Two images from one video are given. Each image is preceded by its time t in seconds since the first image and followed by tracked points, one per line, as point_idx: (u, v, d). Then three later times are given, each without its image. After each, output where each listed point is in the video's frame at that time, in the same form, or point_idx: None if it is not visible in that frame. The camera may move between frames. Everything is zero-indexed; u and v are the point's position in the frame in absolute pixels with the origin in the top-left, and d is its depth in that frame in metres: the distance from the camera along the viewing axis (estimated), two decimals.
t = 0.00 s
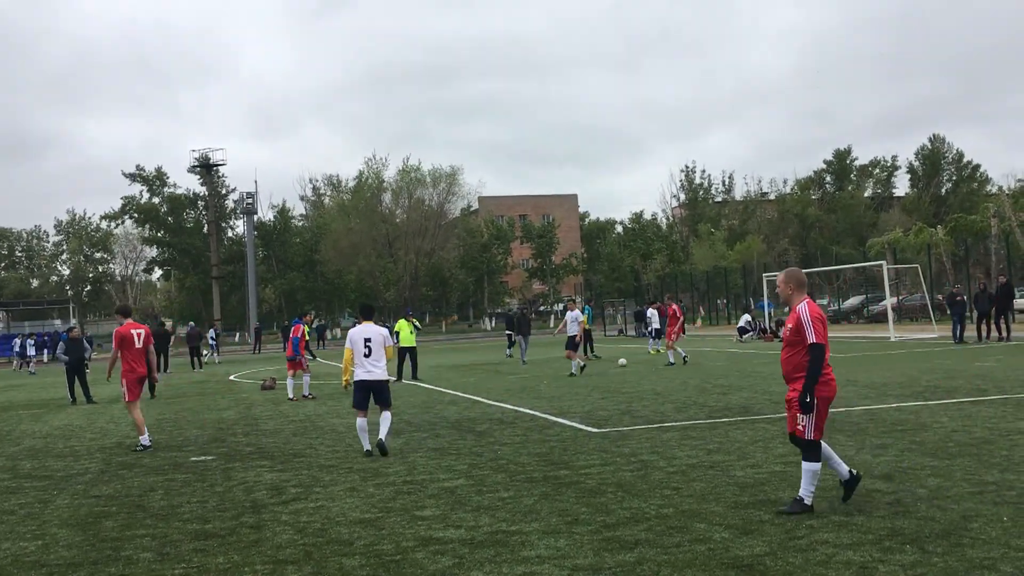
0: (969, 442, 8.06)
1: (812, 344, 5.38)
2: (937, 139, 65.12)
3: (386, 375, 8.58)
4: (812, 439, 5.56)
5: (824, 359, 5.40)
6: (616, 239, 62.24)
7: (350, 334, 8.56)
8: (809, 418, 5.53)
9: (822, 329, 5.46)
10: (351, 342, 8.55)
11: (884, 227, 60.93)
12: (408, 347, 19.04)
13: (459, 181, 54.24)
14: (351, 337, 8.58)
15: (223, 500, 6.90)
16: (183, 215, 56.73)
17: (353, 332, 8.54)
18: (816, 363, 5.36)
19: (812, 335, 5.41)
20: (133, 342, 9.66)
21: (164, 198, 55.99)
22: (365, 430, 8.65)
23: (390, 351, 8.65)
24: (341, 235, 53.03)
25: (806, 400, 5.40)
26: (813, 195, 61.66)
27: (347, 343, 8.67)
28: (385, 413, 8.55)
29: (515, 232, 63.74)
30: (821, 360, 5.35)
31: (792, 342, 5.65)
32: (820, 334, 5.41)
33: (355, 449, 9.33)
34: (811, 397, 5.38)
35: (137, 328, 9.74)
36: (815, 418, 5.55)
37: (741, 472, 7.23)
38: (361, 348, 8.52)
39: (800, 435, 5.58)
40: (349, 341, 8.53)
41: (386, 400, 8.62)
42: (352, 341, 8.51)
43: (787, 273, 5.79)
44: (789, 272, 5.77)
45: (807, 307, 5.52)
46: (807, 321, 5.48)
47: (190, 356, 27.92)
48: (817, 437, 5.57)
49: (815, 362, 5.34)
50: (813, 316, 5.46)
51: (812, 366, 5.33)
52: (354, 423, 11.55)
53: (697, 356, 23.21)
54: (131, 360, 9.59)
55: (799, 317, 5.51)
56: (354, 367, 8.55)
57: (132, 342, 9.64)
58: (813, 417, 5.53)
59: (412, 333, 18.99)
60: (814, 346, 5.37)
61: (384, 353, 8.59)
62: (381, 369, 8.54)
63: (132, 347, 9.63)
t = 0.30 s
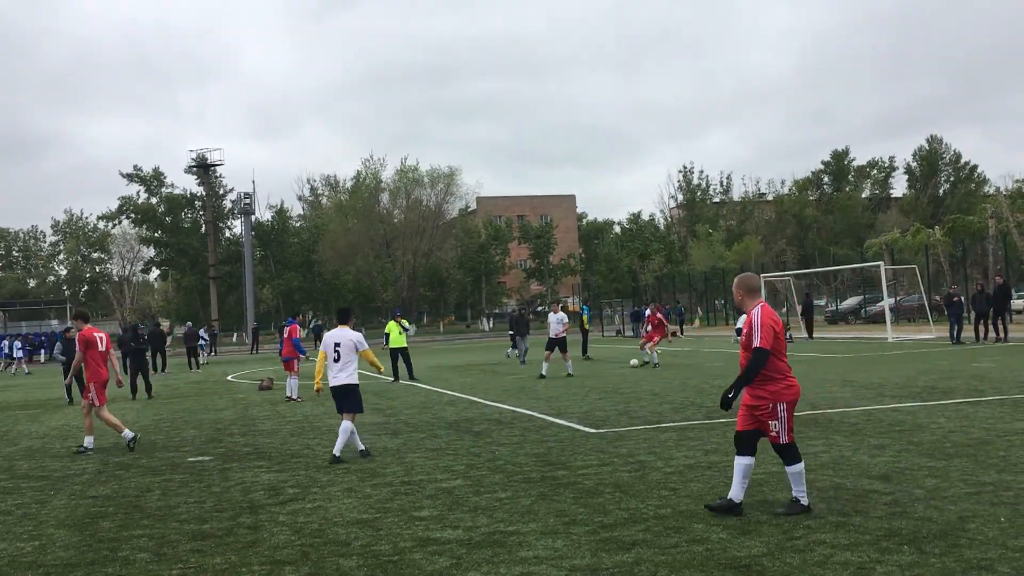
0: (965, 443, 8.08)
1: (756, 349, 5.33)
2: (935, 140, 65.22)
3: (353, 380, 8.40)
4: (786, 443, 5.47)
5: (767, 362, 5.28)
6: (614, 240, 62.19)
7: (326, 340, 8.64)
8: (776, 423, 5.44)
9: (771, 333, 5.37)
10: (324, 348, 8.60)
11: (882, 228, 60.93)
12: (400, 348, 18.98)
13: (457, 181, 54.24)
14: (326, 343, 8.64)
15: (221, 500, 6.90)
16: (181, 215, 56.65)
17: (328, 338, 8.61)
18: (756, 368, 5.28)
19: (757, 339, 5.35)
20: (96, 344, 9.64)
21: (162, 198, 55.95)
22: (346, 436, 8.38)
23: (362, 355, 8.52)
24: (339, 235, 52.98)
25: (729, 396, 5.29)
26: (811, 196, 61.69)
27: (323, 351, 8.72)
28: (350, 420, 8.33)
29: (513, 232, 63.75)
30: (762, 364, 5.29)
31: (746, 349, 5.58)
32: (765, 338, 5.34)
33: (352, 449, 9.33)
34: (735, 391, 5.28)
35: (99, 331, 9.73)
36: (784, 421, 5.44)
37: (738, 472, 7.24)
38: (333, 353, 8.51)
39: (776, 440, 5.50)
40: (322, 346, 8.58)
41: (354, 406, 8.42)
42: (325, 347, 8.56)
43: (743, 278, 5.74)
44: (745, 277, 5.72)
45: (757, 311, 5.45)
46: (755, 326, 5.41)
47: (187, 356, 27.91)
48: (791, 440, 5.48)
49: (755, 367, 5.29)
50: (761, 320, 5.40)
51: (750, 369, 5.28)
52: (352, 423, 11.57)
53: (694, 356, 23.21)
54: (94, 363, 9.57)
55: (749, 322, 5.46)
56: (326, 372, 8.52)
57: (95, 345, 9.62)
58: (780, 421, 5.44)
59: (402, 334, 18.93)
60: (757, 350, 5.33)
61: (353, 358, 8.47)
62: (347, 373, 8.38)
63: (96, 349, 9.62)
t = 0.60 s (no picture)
0: (963, 444, 8.09)
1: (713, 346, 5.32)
2: (932, 139, 65.29)
3: (326, 383, 8.34)
4: (721, 446, 5.45)
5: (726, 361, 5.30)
6: (612, 240, 62.16)
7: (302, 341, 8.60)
8: (717, 423, 5.42)
9: (725, 330, 5.38)
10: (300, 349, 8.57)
11: (879, 228, 60.96)
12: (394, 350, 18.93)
13: (455, 181, 54.22)
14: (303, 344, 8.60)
15: (219, 500, 6.89)
16: (179, 215, 56.63)
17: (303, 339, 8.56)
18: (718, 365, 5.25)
19: (713, 336, 5.34)
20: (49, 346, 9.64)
21: (160, 198, 55.93)
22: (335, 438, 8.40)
23: (331, 356, 8.35)
24: (337, 235, 52.99)
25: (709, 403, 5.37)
26: (809, 195, 61.74)
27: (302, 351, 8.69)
28: (333, 422, 8.32)
29: (511, 232, 63.78)
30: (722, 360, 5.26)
31: (696, 350, 5.56)
32: (721, 336, 5.35)
33: (349, 449, 9.32)
34: (713, 399, 5.37)
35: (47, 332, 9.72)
36: (725, 423, 5.44)
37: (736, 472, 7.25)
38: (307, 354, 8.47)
39: (710, 442, 5.48)
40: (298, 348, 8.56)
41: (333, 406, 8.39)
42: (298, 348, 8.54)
43: (694, 280, 5.76)
44: (696, 280, 5.74)
45: (708, 310, 5.46)
46: (708, 325, 5.41)
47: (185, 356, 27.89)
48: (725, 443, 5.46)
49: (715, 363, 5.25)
50: (713, 318, 5.39)
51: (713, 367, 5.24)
52: (350, 424, 11.57)
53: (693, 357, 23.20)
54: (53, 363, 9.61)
55: (699, 322, 5.45)
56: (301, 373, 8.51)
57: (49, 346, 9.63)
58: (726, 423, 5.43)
59: (393, 335, 18.90)
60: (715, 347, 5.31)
61: (322, 362, 8.31)
62: (317, 377, 8.30)
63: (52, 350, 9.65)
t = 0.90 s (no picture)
0: (959, 443, 8.10)
1: (669, 357, 5.13)
2: (929, 140, 65.43)
3: (304, 389, 8.24)
4: (663, 454, 5.23)
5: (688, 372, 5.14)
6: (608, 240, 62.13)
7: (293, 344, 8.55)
8: (664, 431, 5.20)
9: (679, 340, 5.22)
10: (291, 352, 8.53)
11: (876, 229, 61.12)
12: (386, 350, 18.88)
13: (452, 182, 54.14)
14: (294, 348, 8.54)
15: (215, 501, 6.87)
16: (175, 215, 56.54)
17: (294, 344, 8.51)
18: (682, 376, 5.08)
19: (668, 347, 5.15)
20: None
21: (156, 198, 55.86)
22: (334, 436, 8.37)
23: (301, 364, 8.22)
24: (334, 236, 52.90)
25: (685, 415, 5.11)
26: (806, 196, 61.83)
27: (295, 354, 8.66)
28: (327, 421, 8.30)
29: (507, 233, 63.73)
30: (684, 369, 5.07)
31: (647, 361, 5.37)
32: (677, 346, 5.17)
33: (345, 450, 9.32)
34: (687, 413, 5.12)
35: None
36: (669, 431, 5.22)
37: (734, 473, 7.24)
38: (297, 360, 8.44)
39: (652, 448, 5.25)
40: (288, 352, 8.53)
41: (321, 407, 8.34)
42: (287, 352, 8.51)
43: (640, 288, 5.58)
44: (641, 288, 5.57)
45: (660, 319, 5.28)
46: (662, 334, 5.22)
47: (181, 357, 27.82)
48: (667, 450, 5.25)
49: (676, 374, 5.06)
50: (666, 328, 5.22)
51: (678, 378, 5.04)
52: (347, 424, 11.56)
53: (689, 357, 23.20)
54: None
55: (650, 332, 5.27)
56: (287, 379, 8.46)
57: None
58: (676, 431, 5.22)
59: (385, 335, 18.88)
60: (672, 357, 5.11)
61: (295, 370, 8.22)
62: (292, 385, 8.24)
63: None
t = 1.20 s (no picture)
0: (949, 442, 8.14)
1: (593, 361, 4.99)
2: (918, 141, 65.79)
3: (307, 388, 8.22)
4: (621, 460, 5.16)
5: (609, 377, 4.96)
6: (599, 241, 62.13)
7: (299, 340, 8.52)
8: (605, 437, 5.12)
9: (604, 342, 5.05)
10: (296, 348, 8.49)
11: (865, 230, 61.45)
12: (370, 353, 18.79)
13: (442, 183, 54.03)
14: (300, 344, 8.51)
15: (206, 502, 6.83)
16: (165, 216, 56.32)
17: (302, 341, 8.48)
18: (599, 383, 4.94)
19: (593, 351, 5.01)
20: None
21: (146, 199, 55.65)
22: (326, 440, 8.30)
23: (309, 364, 8.21)
24: (324, 238, 52.73)
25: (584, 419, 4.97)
26: (796, 197, 62.08)
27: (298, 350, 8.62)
28: (319, 424, 8.23)
29: (498, 234, 63.67)
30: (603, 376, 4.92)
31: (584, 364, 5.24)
32: (602, 348, 5.01)
33: (336, 450, 9.29)
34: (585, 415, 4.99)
35: None
36: (620, 436, 5.13)
37: (724, 473, 7.24)
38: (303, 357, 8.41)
39: (610, 455, 5.18)
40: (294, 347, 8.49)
41: (317, 409, 8.30)
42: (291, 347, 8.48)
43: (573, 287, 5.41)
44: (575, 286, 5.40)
45: (589, 322, 5.12)
46: (592, 337, 5.07)
47: (172, 358, 27.67)
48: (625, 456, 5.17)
49: (597, 379, 4.94)
50: (594, 331, 5.06)
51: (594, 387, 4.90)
52: (337, 425, 11.52)
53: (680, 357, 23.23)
54: None
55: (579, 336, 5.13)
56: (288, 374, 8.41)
57: None
58: (619, 436, 5.13)
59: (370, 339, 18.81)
60: (596, 362, 4.98)
61: (302, 367, 8.21)
62: (297, 381, 8.22)
63: None
